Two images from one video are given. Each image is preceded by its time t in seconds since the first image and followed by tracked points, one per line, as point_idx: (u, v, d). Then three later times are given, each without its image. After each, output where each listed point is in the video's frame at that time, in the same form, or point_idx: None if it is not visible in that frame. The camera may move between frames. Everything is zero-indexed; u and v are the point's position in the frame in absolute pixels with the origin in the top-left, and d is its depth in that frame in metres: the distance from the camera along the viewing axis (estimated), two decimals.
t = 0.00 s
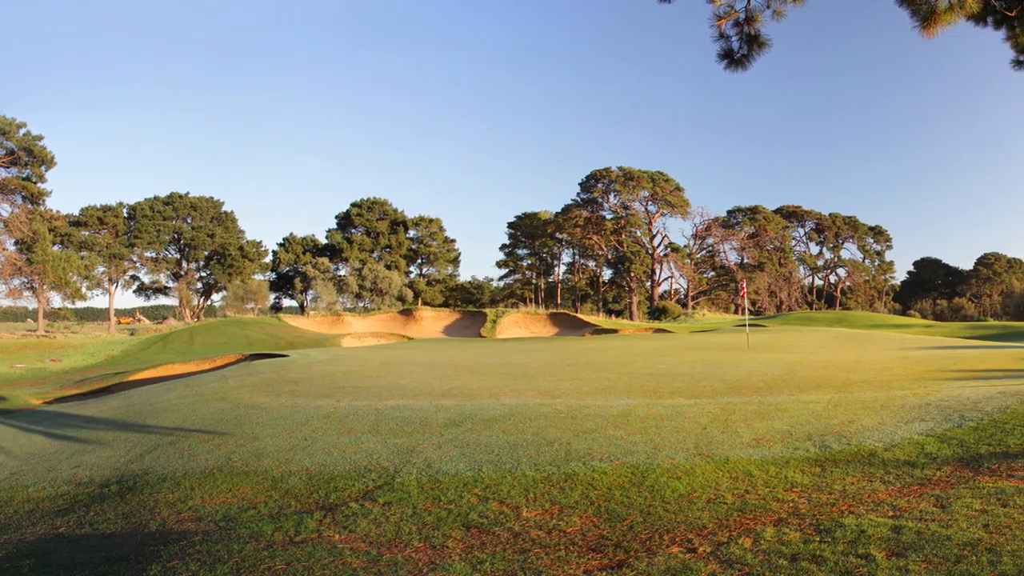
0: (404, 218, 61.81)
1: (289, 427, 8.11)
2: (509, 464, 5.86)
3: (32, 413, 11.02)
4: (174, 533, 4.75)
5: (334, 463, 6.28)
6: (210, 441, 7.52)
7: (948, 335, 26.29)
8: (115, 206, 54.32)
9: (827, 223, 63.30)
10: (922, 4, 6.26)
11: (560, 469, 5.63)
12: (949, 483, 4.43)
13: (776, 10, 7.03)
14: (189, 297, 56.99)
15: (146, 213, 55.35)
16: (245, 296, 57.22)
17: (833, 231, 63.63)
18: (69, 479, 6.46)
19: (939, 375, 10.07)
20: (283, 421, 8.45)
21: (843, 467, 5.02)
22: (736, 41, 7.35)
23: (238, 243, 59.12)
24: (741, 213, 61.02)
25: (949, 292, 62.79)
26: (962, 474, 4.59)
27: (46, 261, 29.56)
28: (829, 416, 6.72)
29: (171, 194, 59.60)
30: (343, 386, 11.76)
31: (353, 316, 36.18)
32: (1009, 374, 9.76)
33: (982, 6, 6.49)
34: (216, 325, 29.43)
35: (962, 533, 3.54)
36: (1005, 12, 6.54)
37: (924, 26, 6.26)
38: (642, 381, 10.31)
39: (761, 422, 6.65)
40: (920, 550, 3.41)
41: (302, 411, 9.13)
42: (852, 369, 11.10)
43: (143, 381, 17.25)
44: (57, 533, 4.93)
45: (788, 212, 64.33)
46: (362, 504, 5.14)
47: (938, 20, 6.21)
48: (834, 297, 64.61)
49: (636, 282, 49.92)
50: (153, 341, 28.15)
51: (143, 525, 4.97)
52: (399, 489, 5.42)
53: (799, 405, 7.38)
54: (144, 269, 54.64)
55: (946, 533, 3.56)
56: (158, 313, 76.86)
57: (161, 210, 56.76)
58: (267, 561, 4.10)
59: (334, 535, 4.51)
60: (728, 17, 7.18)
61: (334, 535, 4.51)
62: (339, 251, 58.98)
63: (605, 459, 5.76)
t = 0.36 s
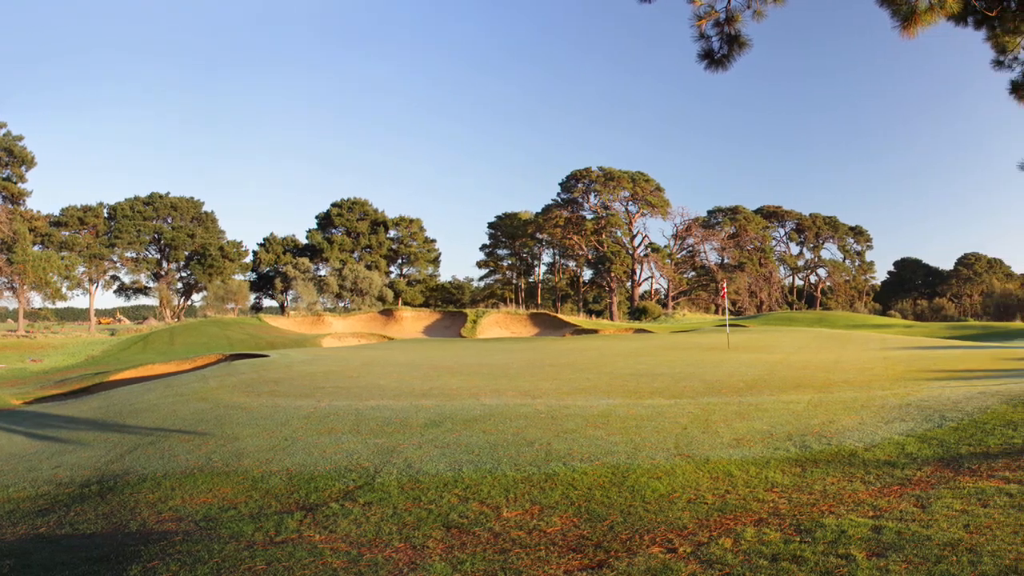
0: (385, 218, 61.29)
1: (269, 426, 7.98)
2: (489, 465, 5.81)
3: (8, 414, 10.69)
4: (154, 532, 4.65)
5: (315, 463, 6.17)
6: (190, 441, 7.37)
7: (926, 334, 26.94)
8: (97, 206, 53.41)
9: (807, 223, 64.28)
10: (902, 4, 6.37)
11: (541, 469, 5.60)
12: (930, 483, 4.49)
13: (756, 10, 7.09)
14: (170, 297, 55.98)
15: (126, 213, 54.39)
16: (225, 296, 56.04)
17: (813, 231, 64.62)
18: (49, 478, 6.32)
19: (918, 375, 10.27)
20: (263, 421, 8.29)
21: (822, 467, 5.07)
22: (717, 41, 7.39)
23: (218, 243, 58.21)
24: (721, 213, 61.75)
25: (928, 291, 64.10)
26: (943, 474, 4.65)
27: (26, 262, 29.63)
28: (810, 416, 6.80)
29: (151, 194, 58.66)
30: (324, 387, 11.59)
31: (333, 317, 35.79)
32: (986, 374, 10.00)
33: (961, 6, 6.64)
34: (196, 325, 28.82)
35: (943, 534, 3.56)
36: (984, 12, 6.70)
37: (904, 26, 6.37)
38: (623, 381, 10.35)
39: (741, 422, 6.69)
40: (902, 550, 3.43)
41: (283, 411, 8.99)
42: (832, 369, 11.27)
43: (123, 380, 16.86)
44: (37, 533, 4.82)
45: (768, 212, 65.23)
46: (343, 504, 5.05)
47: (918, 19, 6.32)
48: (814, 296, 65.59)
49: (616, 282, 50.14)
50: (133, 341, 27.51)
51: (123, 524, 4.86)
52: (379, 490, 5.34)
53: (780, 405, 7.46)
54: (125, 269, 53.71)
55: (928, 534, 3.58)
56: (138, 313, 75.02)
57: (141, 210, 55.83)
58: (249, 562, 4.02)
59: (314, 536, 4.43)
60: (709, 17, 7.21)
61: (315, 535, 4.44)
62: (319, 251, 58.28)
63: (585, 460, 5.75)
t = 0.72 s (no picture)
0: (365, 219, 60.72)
1: (249, 426, 7.88)
2: (470, 464, 5.76)
3: None
4: (134, 533, 4.61)
5: (295, 463, 6.09)
6: (170, 441, 7.26)
7: (904, 334, 27.51)
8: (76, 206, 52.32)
9: (787, 224, 65.21)
10: (883, 4, 6.44)
11: (522, 469, 5.58)
12: (910, 483, 4.54)
13: (735, 10, 7.15)
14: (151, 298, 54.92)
15: (107, 213, 53.31)
16: (205, 296, 54.87)
17: (793, 232, 65.54)
18: (30, 479, 6.23)
19: (898, 375, 10.47)
20: (243, 421, 8.14)
21: (803, 467, 5.12)
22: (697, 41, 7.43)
23: (199, 243, 57.19)
24: (701, 213, 62.38)
25: (908, 291, 65.24)
26: (923, 475, 4.70)
27: (5, 262, 28.56)
28: (790, 416, 6.87)
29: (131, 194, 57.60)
30: (304, 387, 11.43)
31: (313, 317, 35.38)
32: (964, 374, 10.24)
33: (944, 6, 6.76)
34: (176, 325, 28.20)
35: (922, 533, 3.61)
36: (966, 12, 6.82)
37: (885, 26, 6.46)
38: (603, 381, 10.39)
39: (720, 422, 6.72)
40: (882, 550, 3.47)
41: (263, 409, 8.86)
42: (812, 369, 11.46)
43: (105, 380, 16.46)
44: (18, 534, 4.77)
45: (749, 212, 66.00)
46: (323, 503, 4.99)
47: (899, 20, 6.40)
48: (794, 296, 66.56)
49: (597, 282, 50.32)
50: (112, 342, 26.84)
51: (103, 525, 4.82)
52: (359, 490, 5.27)
53: (757, 405, 7.53)
54: (104, 270, 52.65)
55: (907, 534, 3.62)
56: (119, 313, 73.40)
57: (121, 210, 54.81)
58: (228, 562, 3.98)
59: (294, 536, 4.37)
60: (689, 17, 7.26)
61: (296, 535, 4.38)
62: (299, 251, 57.66)
63: (565, 459, 5.73)
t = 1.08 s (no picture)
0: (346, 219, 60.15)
1: (229, 426, 7.74)
2: (450, 465, 5.70)
3: None
4: (115, 533, 4.52)
5: (276, 463, 5.99)
6: (151, 442, 7.12)
7: (882, 334, 28.07)
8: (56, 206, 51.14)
9: (767, 224, 66.11)
10: (863, 4, 6.52)
11: (503, 469, 5.54)
12: (891, 483, 4.60)
13: (716, 10, 7.20)
14: (131, 297, 53.77)
15: (87, 213, 52.12)
16: (185, 296, 53.73)
17: (773, 232, 66.45)
18: (9, 479, 6.10)
19: (877, 374, 10.67)
20: (224, 421, 7.99)
21: (784, 467, 5.16)
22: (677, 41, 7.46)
23: (179, 244, 56.08)
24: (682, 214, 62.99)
25: (888, 291, 66.42)
26: (903, 475, 4.77)
27: None
28: (771, 416, 6.94)
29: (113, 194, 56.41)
30: (285, 387, 11.26)
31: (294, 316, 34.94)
32: (942, 374, 10.46)
33: (924, 6, 6.89)
34: (156, 325, 27.60)
35: (903, 534, 3.64)
36: (946, 13, 6.98)
37: (865, 27, 6.56)
38: (585, 380, 10.42)
39: (702, 422, 6.77)
40: (863, 550, 3.49)
41: (243, 409, 8.71)
42: (792, 369, 11.63)
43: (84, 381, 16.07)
44: None
45: (729, 212, 66.71)
46: (304, 504, 4.91)
47: (879, 20, 6.50)
48: (774, 296, 67.51)
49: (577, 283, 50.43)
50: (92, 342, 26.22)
51: (83, 525, 4.73)
52: (340, 490, 5.19)
53: (737, 406, 7.60)
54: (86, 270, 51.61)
55: (888, 534, 3.65)
56: (98, 313, 71.74)
57: (102, 210, 53.63)
58: (209, 562, 3.92)
59: (275, 536, 4.31)
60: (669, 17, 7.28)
61: (276, 535, 4.32)
62: (280, 251, 56.95)
63: (546, 460, 5.71)
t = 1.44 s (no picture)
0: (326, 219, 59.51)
1: (210, 425, 7.60)
2: (431, 465, 5.64)
3: None
4: (95, 533, 4.44)
5: (256, 463, 5.88)
6: (132, 441, 6.98)
7: (859, 334, 28.58)
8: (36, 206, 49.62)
9: (747, 224, 66.95)
10: (844, 4, 6.60)
11: (482, 469, 5.50)
12: (871, 483, 4.66)
13: (696, 11, 7.25)
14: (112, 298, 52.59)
15: (68, 213, 50.83)
16: (166, 296, 52.69)
17: (754, 232, 67.27)
18: None
19: (857, 374, 10.86)
20: (204, 421, 7.83)
21: (763, 467, 5.20)
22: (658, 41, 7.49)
23: (160, 244, 54.99)
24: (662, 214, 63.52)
25: (869, 291, 67.69)
26: (883, 475, 4.84)
27: None
28: (751, 417, 7.00)
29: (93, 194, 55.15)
30: (266, 387, 11.07)
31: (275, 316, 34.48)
32: (921, 374, 10.69)
33: (906, 6, 7.01)
34: (137, 325, 26.98)
35: (883, 533, 3.68)
36: (926, 12, 7.10)
37: (846, 27, 6.64)
38: (566, 381, 10.42)
39: (683, 422, 6.81)
40: (843, 551, 3.52)
41: (223, 409, 8.55)
42: (771, 369, 11.79)
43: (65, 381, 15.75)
44: None
45: (710, 212, 67.41)
46: (284, 504, 4.84)
47: (859, 20, 6.58)
48: (755, 296, 68.44)
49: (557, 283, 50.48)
50: (72, 342, 25.52)
51: (63, 525, 4.64)
52: (320, 490, 5.12)
53: (717, 406, 7.65)
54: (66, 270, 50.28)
55: (868, 534, 3.69)
56: (78, 313, 70.05)
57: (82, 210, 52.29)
58: (189, 563, 3.86)
59: (255, 536, 4.25)
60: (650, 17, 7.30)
61: (257, 535, 4.26)
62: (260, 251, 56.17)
63: (526, 459, 5.69)
